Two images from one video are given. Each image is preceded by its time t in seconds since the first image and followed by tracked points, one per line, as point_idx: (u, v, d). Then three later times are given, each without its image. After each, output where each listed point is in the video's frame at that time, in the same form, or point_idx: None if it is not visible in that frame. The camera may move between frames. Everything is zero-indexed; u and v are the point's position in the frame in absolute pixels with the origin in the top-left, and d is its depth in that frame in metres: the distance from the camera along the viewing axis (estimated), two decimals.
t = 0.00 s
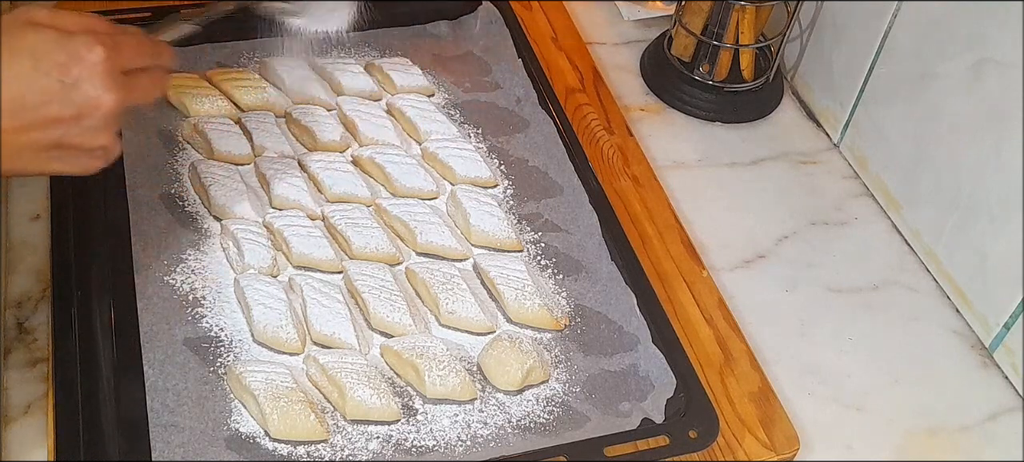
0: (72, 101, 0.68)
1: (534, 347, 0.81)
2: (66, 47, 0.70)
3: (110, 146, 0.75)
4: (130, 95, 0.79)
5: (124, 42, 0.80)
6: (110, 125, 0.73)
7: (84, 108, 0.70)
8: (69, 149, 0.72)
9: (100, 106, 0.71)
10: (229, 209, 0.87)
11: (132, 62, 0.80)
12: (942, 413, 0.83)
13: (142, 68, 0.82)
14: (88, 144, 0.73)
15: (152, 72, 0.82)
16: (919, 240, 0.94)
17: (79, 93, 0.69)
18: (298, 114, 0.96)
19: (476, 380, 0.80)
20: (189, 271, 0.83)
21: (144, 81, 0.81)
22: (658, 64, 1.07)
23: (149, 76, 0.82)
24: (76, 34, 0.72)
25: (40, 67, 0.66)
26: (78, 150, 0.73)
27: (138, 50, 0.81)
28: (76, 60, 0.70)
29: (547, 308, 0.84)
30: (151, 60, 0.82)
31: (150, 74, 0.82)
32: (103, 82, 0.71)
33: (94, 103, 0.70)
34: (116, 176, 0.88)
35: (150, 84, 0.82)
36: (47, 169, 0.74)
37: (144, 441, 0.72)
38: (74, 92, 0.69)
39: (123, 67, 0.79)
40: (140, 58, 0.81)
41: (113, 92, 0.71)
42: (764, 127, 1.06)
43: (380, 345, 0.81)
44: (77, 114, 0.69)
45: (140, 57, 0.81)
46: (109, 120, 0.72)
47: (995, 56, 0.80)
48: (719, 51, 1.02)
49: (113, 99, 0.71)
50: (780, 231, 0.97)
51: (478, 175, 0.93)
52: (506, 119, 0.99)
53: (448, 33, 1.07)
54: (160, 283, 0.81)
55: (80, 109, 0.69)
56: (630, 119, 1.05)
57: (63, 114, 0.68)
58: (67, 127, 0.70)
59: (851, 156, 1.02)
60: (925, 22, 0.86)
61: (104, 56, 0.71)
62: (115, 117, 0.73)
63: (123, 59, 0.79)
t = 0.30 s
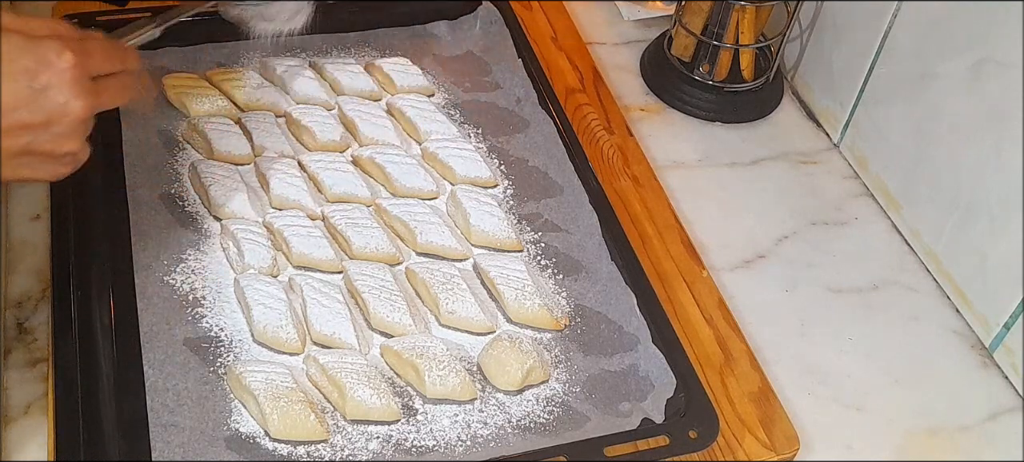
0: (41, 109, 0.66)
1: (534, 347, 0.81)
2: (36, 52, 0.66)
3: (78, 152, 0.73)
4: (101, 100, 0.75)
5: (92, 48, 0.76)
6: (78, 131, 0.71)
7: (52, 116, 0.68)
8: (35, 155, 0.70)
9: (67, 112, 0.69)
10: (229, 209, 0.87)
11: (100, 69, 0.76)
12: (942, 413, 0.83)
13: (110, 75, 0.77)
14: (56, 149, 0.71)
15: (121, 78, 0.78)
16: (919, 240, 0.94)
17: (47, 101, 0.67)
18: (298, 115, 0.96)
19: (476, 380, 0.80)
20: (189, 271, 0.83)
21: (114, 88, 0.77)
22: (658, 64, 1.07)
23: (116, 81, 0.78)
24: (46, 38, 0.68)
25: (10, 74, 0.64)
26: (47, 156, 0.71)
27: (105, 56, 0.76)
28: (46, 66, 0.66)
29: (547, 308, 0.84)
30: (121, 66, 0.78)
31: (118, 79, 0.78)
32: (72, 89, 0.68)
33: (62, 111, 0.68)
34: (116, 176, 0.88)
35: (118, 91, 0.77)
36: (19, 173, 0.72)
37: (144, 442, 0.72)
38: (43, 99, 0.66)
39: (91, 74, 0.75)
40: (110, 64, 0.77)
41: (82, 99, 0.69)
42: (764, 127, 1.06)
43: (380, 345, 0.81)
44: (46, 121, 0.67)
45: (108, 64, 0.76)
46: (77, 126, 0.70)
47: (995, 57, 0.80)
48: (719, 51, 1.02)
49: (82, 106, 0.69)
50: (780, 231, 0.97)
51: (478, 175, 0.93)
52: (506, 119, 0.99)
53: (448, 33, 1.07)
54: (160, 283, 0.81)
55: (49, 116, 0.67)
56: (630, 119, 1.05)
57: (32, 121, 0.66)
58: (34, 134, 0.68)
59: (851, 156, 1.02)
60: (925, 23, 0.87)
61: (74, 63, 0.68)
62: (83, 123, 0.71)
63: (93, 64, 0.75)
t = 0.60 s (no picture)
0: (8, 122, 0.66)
1: (534, 347, 0.81)
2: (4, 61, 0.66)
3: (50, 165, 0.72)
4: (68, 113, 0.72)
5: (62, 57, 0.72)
6: (48, 143, 0.71)
7: (22, 129, 0.67)
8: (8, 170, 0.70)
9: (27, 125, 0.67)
10: (229, 209, 0.87)
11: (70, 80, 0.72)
12: (942, 413, 0.83)
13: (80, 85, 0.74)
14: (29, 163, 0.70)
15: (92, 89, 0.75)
16: (919, 240, 0.94)
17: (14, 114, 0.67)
18: (297, 115, 0.96)
19: (476, 380, 0.80)
20: (189, 271, 0.83)
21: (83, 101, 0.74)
22: (658, 64, 1.07)
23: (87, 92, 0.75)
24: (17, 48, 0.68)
25: None
26: (19, 171, 0.71)
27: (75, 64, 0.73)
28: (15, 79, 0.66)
29: (547, 308, 0.84)
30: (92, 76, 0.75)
31: (89, 90, 0.75)
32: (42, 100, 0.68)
33: (31, 124, 0.68)
34: (116, 177, 0.88)
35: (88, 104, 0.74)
36: None
37: (144, 442, 0.72)
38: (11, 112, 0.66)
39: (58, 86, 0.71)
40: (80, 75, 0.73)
41: (52, 110, 0.69)
42: (764, 127, 1.06)
43: (379, 345, 0.81)
44: (15, 135, 0.67)
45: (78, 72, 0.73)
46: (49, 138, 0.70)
47: (996, 56, 0.80)
48: (719, 51, 1.02)
49: (52, 117, 0.69)
50: (780, 231, 0.97)
51: (478, 176, 0.93)
52: (506, 119, 0.99)
53: (448, 33, 1.07)
54: (160, 283, 0.81)
55: (18, 129, 0.67)
56: (630, 119, 1.05)
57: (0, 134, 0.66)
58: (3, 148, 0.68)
59: (851, 156, 1.02)
60: (926, 23, 0.87)
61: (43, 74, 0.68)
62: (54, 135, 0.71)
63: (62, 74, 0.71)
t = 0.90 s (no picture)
0: None
1: (534, 347, 0.81)
2: None
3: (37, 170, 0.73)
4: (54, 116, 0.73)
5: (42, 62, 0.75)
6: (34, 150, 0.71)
7: (4, 132, 0.68)
8: None
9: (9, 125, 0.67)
10: (229, 209, 0.87)
11: (51, 84, 0.74)
12: (942, 413, 0.83)
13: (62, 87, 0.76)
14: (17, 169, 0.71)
15: (75, 92, 0.77)
16: (919, 240, 0.94)
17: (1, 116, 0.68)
18: (298, 115, 0.96)
19: (476, 380, 0.80)
20: (189, 271, 0.83)
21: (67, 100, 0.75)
22: (658, 64, 1.07)
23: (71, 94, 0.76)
24: None
25: None
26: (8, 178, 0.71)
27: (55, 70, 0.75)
28: None
29: (547, 308, 0.84)
30: (73, 78, 0.77)
31: (74, 93, 0.77)
32: (23, 104, 0.69)
33: (15, 128, 0.69)
34: (116, 176, 0.88)
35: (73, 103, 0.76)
36: None
37: (144, 442, 0.72)
38: None
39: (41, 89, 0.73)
40: (60, 78, 0.75)
41: (34, 114, 0.70)
42: (764, 127, 1.06)
43: (380, 345, 0.81)
44: None
45: (58, 76, 0.75)
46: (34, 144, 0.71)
47: (996, 56, 0.80)
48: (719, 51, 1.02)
49: (34, 121, 0.70)
50: (780, 231, 0.97)
51: (478, 175, 0.94)
52: (506, 119, 0.99)
53: (448, 33, 1.07)
54: (160, 283, 0.81)
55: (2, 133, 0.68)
56: (630, 119, 1.05)
57: None
58: None
59: (851, 156, 1.02)
60: (926, 23, 0.87)
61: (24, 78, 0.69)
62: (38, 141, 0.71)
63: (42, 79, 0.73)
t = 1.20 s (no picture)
0: None
1: (534, 347, 0.81)
2: None
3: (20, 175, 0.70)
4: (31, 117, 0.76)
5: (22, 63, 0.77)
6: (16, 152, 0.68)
7: None
8: None
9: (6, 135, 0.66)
10: (228, 209, 0.87)
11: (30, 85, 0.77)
12: (943, 414, 0.83)
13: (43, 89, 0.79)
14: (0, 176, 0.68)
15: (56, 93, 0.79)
16: (919, 240, 0.94)
17: None
18: (298, 115, 0.96)
19: (476, 380, 0.80)
20: (189, 271, 0.82)
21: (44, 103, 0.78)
22: (659, 64, 1.07)
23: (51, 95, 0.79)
24: None
25: None
26: None
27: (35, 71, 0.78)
28: None
29: (547, 308, 0.84)
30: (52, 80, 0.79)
31: (54, 95, 0.79)
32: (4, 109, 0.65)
33: None
34: (115, 176, 0.87)
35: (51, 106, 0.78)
36: None
37: (144, 442, 0.71)
38: None
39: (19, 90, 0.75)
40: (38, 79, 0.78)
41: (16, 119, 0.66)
42: (765, 126, 1.06)
43: (379, 345, 0.81)
44: None
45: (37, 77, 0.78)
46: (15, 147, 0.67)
47: (997, 56, 0.80)
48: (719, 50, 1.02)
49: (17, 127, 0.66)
50: (781, 231, 0.96)
51: (478, 175, 0.93)
52: (506, 118, 0.99)
53: (448, 33, 1.07)
54: (160, 283, 0.81)
55: None
56: (630, 119, 1.04)
57: None
58: None
59: (852, 156, 1.02)
60: (926, 23, 0.87)
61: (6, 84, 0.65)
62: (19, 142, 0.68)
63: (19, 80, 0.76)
